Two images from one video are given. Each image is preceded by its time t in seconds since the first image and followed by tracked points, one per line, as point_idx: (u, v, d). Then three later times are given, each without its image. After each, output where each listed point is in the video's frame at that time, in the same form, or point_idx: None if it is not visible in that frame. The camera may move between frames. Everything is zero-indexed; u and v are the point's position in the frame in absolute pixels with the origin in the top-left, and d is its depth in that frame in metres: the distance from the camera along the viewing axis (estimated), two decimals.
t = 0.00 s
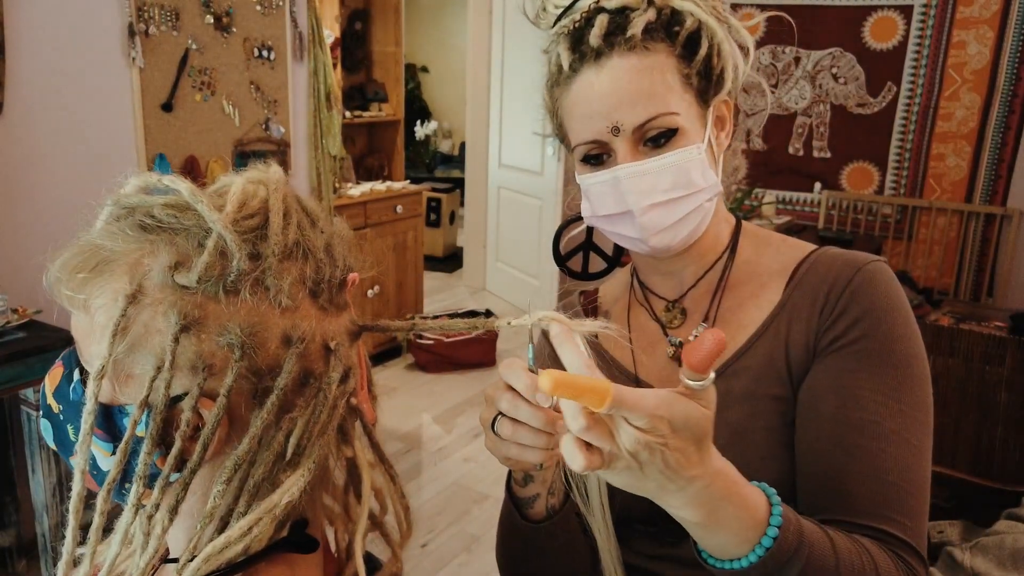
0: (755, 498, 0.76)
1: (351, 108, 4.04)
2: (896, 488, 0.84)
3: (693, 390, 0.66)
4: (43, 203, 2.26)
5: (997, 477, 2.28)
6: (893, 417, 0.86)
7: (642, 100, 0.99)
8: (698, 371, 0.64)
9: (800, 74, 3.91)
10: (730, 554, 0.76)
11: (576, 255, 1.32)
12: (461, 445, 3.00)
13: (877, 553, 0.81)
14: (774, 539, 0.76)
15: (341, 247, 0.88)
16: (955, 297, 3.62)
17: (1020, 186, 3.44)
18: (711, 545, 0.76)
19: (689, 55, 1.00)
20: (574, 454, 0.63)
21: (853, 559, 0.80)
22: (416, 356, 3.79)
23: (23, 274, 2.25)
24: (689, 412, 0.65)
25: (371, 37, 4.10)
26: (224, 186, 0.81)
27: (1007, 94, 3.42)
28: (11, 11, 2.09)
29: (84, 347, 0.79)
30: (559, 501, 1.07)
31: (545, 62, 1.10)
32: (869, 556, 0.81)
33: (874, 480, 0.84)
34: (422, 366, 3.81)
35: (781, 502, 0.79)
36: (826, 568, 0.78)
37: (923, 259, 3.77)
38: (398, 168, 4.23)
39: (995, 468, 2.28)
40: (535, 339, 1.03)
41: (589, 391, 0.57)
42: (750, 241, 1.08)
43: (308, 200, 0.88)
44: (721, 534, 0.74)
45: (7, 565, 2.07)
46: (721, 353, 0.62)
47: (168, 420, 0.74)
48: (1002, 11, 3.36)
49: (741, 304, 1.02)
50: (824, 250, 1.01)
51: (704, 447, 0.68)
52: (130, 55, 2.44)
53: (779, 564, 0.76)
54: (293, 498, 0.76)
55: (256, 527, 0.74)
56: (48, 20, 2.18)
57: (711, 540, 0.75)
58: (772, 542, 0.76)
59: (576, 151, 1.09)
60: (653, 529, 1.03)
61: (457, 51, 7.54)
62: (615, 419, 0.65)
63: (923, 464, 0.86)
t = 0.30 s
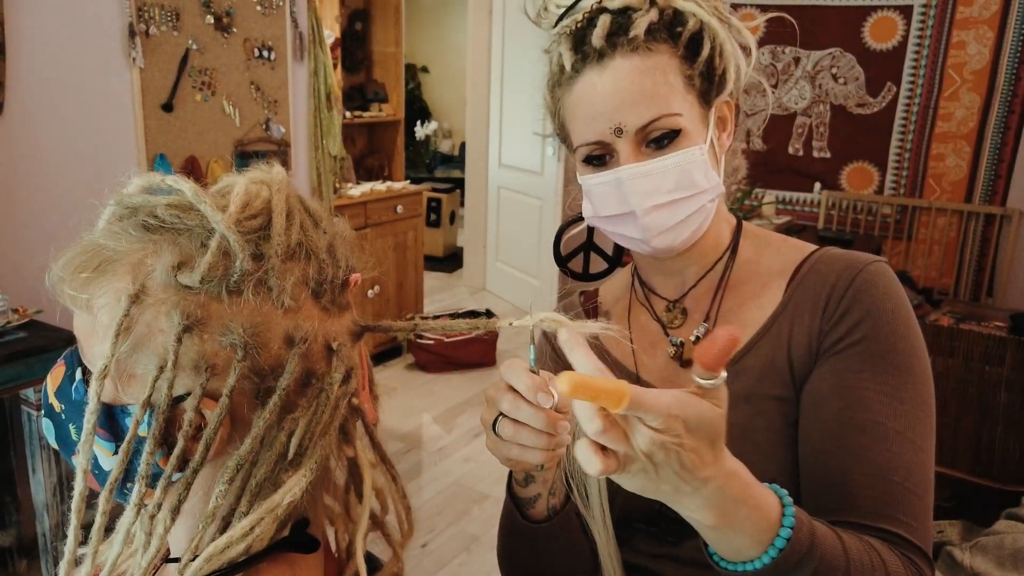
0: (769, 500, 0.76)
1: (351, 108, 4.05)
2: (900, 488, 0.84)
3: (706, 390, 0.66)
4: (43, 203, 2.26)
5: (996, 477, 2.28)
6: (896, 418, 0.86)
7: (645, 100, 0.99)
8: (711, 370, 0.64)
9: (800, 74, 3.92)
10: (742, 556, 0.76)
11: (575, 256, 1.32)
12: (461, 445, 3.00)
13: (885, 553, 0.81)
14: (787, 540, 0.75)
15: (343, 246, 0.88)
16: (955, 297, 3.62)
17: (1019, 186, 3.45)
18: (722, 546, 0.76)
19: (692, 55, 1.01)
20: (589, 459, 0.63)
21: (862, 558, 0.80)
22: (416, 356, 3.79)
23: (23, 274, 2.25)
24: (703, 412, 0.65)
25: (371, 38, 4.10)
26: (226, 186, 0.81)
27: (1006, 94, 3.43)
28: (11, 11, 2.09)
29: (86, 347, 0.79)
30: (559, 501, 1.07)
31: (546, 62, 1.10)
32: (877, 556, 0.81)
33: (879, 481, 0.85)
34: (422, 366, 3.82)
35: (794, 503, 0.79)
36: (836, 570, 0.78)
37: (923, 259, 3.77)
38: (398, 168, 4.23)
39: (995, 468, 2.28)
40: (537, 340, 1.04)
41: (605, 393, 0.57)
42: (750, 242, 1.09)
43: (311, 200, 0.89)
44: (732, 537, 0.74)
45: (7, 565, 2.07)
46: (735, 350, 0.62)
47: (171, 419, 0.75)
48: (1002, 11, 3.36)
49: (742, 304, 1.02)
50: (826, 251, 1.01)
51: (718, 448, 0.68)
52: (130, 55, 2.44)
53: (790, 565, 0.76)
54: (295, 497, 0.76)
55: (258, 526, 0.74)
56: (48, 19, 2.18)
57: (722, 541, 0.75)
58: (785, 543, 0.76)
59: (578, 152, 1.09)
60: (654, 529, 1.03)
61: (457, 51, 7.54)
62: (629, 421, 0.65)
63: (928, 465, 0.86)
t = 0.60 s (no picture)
0: (766, 496, 0.76)
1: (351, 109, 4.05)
2: (897, 488, 0.84)
3: (702, 383, 0.67)
4: (45, 204, 2.27)
5: (995, 477, 2.22)
6: (893, 417, 0.87)
7: (644, 101, 1.00)
8: (707, 363, 0.65)
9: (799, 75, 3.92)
10: (740, 551, 0.76)
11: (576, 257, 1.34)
12: (461, 445, 3.01)
13: (882, 552, 0.82)
14: (785, 535, 0.76)
15: (342, 246, 0.88)
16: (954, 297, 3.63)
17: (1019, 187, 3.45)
18: (720, 542, 0.76)
19: (690, 55, 1.01)
20: (589, 451, 0.66)
21: (859, 556, 0.80)
22: (416, 355, 3.80)
23: (24, 275, 2.26)
24: (700, 405, 0.66)
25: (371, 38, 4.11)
26: (226, 187, 0.82)
27: (1006, 94, 3.43)
28: (11, 12, 2.09)
29: (86, 347, 0.80)
30: (558, 500, 1.08)
31: (544, 63, 1.11)
32: (874, 554, 0.81)
33: (874, 481, 0.85)
34: (422, 366, 3.82)
35: (791, 500, 0.79)
36: (834, 568, 0.79)
37: (923, 259, 3.77)
38: (399, 168, 4.23)
39: (993, 468, 2.22)
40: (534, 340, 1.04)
41: (603, 386, 0.58)
42: (748, 242, 1.09)
43: (311, 200, 0.89)
44: (729, 534, 0.75)
45: (7, 565, 2.08)
46: (730, 342, 0.63)
47: (171, 419, 0.75)
48: (1001, 11, 3.37)
49: (740, 304, 1.03)
50: (824, 250, 1.02)
51: (716, 441, 0.68)
52: (131, 56, 2.44)
53: (789, 562, 0.77)
54: (295, 497, 0.76)
55: (258, 525, 0.75)
56: (48, 21, 2.19)
57: (720, 538, 0.75)
58: (783, 539, 0.76)
59: (577, 152, 1.09)
60: (652, 527, 1.04)
61: (458, 51, 7.55)
62: (627, 414, 0.66)
63: (925, 465, 0.87)
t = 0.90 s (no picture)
0: (752, 496, 0.78)
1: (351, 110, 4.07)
2: (889, 491, 0.86)
3: (688, 384, 0.68)
4: (48, 205, 2.29)
5: (995, 475, 1.99)
6: (885, 421, 0.88)
7: (648, 98, 1.01)
8: (693, 364, 0.66)
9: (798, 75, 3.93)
10: (726, 551, 0.78)
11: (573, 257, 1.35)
12: (461, 444, 3.02)
13: (869, 552, 0.83)
14: (770, 536, 0.78)
15: (345, 247, 0.90)
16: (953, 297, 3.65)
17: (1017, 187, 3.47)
18: (706, 542, 0.78)
19: (693, 56, 1.03)
20: (575, 453, 0.66)
21: (846, 558, 0.82)
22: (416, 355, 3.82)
23: (26, 276, 2.27)
24: (685, 406, 0.67)
25: (371, 40, 4.13)
26: (229, 188, 0.83)
27: (1004, 94, 3.45)
28: (14, 15, 2.11)
29: (91, 346, 0.82)
30: (557, 501, 1.10)
31: (544, 61, 1.12)
32: (862, 555, 0.83)
33: (866, 484, 0.87)
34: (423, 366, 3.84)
35: (776, 501, 0.81)
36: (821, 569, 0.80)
37: (920, 259, 3.79)
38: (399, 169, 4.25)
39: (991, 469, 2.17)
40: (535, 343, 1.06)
41: (590, 388, 0.59)
42: (744, 245, 1.11)
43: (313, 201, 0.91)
44: (716, 534, 0.76)
45: (10, 563, 2.10)
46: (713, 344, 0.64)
47: (174, 419, 0.77)
48: (999, 12, 3.39)
49: (738, 306, 1.05)
50: (819, 253, 1.03)
51: (702, 442, 0.70)
52: (132, 57, 2.46)
53: (773, 562, 0.78)
54: (297, 496, 0.78)
55: (260, 524, 0.77)
56: (51, 23, 2.20)
57: (708, 537, 0.77)
58: (769, 540, 0.78)
59: (580, 149, 1.11)
60: (650, 528, 1.06)
61: (458, 52, 7.58)
62: (614, 415, 0.67)
63: (918, 468, 0.88)
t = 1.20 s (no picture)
0: (773, 502, 0.77)
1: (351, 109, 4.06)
2: (897, 495, 0.85)
3: (714, 387, 0.67)
4: (48, 205, 2.28)
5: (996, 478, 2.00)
6: (889, 423, 0.88)
7: (655, 96, 1.00)
8: (719, 368, 0.65)
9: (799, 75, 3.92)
10: (744, 555, 0.77)
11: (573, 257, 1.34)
12: (461, 445, 3.02)
13: (884, 557, 0.82)
14: (792, 542, 0.77)
15: (345, 248, 0.89)
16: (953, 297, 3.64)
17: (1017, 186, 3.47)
18: (726, 546, 0.78)
19: (698, 56, 1.03)
20: (601, 457, 0.66)
21: (861, 564, 0.81)
22: (416, 356, 3.82)
23: (25, 275, 2.27)
24: (711, 411, 0.66)
25: (371, 39, 4.12)
26: (229, 188, 0.82)
27: (1005, 94, 3.45)
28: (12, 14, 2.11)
29: (89, 347, 0.81)
30: (555, 503, 1.09)
31: (546, 59, 1.11)
32: (874, 559, 0.82)
33: (875, 488, 0.86)
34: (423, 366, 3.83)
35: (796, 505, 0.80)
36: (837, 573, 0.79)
37: (921, 259, 3.78)
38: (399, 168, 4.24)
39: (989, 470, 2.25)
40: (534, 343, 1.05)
41: (619, 391, 0.60)
42: (746, 244, 1.10)
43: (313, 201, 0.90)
44: (735, 539, 0.76)
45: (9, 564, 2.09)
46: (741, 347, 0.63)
47: (173, 420, 0.76)
48: (1000, 12, 3.39)
49: (737, 308, 1.04)
50: (819, 253, 1.03)
51: (726, 446, 0.69)
52: (132, 56, 2.45)
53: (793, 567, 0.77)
54: (297, 497, 0.77)
55: (260, 526, 0.76)
56: (49, 22, 2.19)
57: (727, 542, 0.77)
58: (789, 545, 0.77)
59: (584, 146, 1.09)
60: (650, 530, 1.05)
61: (458, 52, 7.57)
62: (640, 420, 0.68)
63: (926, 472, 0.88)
